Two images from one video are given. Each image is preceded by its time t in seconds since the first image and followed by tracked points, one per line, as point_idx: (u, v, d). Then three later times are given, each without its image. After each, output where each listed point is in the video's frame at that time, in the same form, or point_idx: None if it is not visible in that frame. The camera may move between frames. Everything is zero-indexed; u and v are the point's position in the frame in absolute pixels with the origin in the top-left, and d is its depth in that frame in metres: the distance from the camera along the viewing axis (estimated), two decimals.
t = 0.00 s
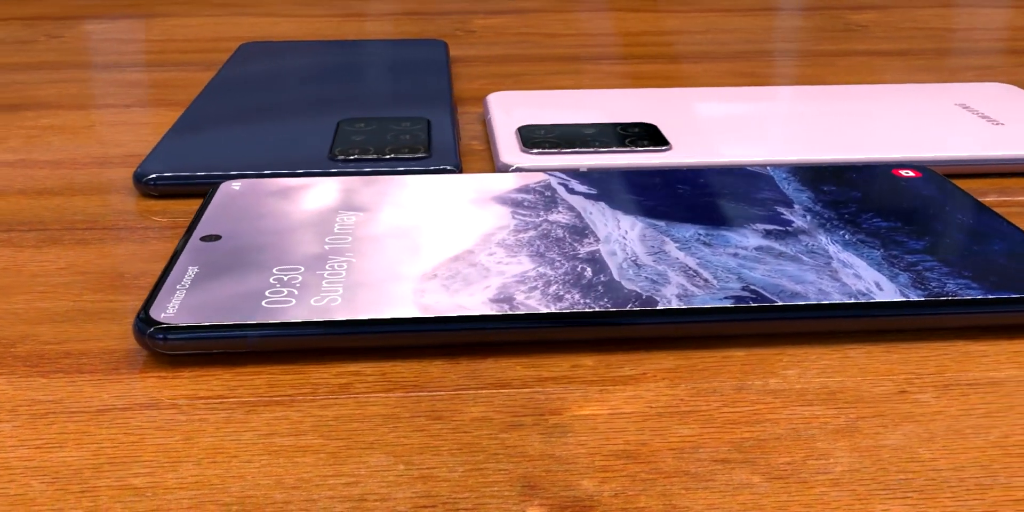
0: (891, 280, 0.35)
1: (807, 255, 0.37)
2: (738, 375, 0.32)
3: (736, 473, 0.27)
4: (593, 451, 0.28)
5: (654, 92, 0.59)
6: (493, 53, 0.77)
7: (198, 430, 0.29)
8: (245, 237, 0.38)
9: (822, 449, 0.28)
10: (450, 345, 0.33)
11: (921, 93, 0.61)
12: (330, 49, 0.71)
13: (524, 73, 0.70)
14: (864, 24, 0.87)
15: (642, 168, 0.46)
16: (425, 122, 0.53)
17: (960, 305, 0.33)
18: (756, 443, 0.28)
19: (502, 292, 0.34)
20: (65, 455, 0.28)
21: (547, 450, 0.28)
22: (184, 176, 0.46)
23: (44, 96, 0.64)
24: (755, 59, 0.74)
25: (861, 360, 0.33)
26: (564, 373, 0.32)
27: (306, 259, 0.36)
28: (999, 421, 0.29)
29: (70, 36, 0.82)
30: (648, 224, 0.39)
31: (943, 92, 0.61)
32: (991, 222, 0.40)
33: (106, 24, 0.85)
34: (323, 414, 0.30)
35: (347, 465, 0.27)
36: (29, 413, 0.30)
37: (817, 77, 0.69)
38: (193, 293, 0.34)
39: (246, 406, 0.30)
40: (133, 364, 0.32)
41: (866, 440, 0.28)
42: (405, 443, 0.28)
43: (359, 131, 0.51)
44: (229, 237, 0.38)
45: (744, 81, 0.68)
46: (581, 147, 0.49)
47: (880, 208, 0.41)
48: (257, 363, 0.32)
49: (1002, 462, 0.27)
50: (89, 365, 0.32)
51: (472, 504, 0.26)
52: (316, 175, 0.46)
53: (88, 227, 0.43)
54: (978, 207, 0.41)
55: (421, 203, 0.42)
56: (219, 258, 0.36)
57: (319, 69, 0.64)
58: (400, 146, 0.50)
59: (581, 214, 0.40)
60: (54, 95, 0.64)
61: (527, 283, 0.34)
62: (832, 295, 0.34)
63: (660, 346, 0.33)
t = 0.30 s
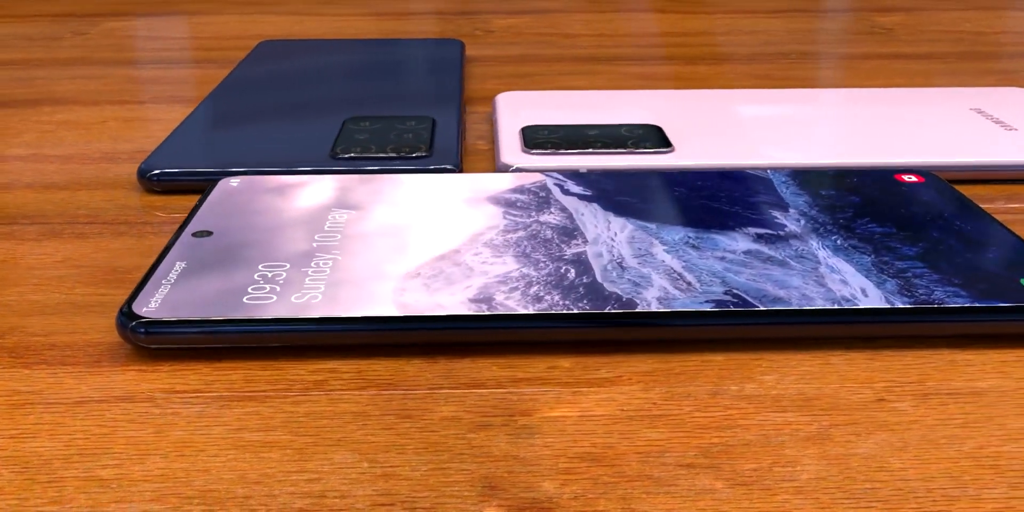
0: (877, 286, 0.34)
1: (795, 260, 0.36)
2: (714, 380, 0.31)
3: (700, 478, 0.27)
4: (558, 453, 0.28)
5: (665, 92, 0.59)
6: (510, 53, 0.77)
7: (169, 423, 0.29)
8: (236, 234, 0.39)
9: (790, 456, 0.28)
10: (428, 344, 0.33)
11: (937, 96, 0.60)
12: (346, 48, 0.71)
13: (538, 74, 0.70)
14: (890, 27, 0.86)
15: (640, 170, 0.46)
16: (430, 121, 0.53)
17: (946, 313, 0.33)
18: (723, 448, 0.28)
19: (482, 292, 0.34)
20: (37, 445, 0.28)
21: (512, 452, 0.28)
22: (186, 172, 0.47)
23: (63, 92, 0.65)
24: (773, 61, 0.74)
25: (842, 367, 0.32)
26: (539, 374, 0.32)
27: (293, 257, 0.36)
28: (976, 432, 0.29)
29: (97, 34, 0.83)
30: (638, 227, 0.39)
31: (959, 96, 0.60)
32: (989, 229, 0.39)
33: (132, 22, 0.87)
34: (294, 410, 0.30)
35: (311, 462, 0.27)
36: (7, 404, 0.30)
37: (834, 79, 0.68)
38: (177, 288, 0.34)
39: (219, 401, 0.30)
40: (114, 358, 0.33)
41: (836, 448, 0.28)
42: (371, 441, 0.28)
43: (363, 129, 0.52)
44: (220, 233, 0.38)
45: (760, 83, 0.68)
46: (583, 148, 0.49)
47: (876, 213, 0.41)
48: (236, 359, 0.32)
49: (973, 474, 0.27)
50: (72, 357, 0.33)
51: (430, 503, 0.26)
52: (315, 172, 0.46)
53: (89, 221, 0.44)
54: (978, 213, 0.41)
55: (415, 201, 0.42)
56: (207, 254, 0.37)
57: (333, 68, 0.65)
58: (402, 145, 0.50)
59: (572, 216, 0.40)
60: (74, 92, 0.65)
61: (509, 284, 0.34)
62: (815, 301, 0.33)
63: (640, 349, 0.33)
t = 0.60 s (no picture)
0: (862, 293, 0.34)
1: (782, 264, 0.36)
2: (689, 384, 0.31)
3: (661, 483, 0.26)
4: (521, 455, 0.28)
5: (675, 95, 0.59)
6: (527, 53, 0.77)
7: (142, 416, 0.29)
8: (227, 230, 0.39)
9: (755, 463, 0.27)
10: (406, 343, 0.33)
11: (952, 101, 0.59)
12: (363, 48, 0.72)
13: (552, 74, 0.70)
14: (916, 30, 0.85)
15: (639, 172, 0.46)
16: (435, 121, 0.53)
17: (929, 321, 0.32)
18: (689, 453, 0.28)
19: (461, 292, 0.34)
20: (11, 435, 0.29)
21: (475, 452, 0.28)
22: (188, 168, 0.47)
23: (84, 89, 0.66)
24: (791, 64, 0.73)
25: (821, 374, 0.32)
26: (513, 375, 0.32)
27: (279, 253, 0.37)
28: (949, 443, 0.28)
29: (124, 32, 0.85)
30: (628, 229, 0.39)
31: (975, 101, 0.59)
32: (986, 236, 0.38)
33: (157, 21, 0.88)
34: (266, 406, 0.30)
35: (275, 457, 0.27)
36: None
37: (851, 83, 0.68)
38: (162, 283, 0.35)
39: (193, 395, 0.30)
40: (97, 351, 0.33)
41: (803, 455, 0.28)
42: (337, 438, 0.28)
43: (368, 128, 0.52)
44: (212, 229, 0.39)
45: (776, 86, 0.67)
46: (584, 150, 0.49)
47: (872, 218, 0.40)
48: (215, 353, 0.33)
49: (940, 485, 0.26)
50: (56, 349, 0.33)
51: (387, 501, 0.26)
52: (315, 170, 0.47)
53: (90, 216, 0.45)
54: (977, 220, 0.40)
55: (409, 200, 0.42)
56: (195, 249, 0.37)
57: (347, 68, 0.65)
58: (405, 144, 0.50)
59: (563, 217, 0.40)
60: (94, 89, 0.66)
61: (489, 284, 0.34)
62: (796, 306, 0.33)
63: (618, 351, 0.33)
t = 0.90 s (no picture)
0: (845, 299, 0.33)
1: (768, 269, 0.35)
2: (662, 388, 0.31)
3: (620, 486, 0.26)
4: (483, 455, 0.28)
5: (686, 97, 0.59)
6: (546, 52, 0.77)
7: (115, 408, 0.30)
8: (219, 225, 0.39)
9: (718, 469, 0.27)
10: (383, 341, 0.33)
11: (969, 105, 0.58)
12: (381, 47, 0.72)
13: (567, 74, 0.70)
14: (944, 33, 0.84)
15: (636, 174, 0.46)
16: (440, 121, 0.53)
17: (910, 329, 0.32)
18: (652, 457, 0.27)
19: (441, 291, 0.34)
20: None
21: (438, 451, 0.28)
22: (192, 164, 0.48)
23: (104, 85, 0.67)
24: (811, 66, 0.72)
25: (797, 380, 0.31)
26: (487, 375, 0.32)
27: (266, 250, 0.37)
28: (920, 453, 0.28)
29: (150, 29, 0.86)
30: (617, 231, 0.39)
31: (994, 105, 0.58)
32: (981, 244, 0.38)
33: (185, 18, 0.89)
34: (237, 400, 0.30)
35: (240, 451, 0.28)
36: None
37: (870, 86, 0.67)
38: (148, 277, 0.35)
39: (168, 389, 0.31)
40: (81, 343, 0.34)
41: (768, 463, 0.27)
42: (303, 434, 0.29)
43: (373, 127, 0.52)
44: (204, 225, 0.39)
45: (792, 89, 0.66)
46: (585, 151, 0.49)
47: (867, 225, 0.39)
48: (195, 348, 0.33)
49: (904, 496, 0.26)
50: (41, 341, 0.34)
51: (344, 497, 0.26)
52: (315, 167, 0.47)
53: (93, 210, 0.45)
54: (974, 228, 0.39)
55: (402, 199, 0.42)
56: (185, 245, 0.37)
57: (361, 68, 0.66)
58: (407, 143, 0.50)
59: (554, 218, 0.40)
60: (113, 85, 0.67)
61: (470, 284, 0.34)
62: (775, 312, 0.33)
63: (595, 353, 0.33)
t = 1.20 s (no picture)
0: (825, 306, 0.33)
1: (751, 274, 0.35)
2: (633, 392, 0.31)
3: (576, 489, 0.26)
4: (444, 455, 0.28)
5: (697, 99, 0.58)
6: (566, 53, 0.77)
7: (90, 399, 0.30)
8: (211, 221, 0.40)
9: (677, 474, 0.27)
10: (360, 338, 0.33)
11: (986, 109, 0.57)
12: (399, 46, 0.72)
13: (583, 75, 0.69)
14: (975, 37, 0.82)
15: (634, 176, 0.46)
16: (446, 121, 0.54)
17: (889, 338, 0.31)
18: (613, 461, 0.27)
19: (419, 290, 0.34)
20: None
21: (400, 449, 0.28)
22: (195, 160, 0.48)
23: (125, 81, 0.68)
24: (833, 69, 0.71)
25: (771, 387, 0.31)
26: (459, 375, 0.32)
27: (254, 245, 0.37)
28: (886, 463, 0.27)
29: (177, 27, 0.87)
30: (605, 232, 0.39)
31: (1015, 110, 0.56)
32: (975, 252, 0.37)
33: (213, 17, 0.90)
34: (210, 394, 0.31)
35: (204, 445, 0.28)
36: None
37: (890, 91, 0.66)
38: (134, 271, 0.35)
39: (144, 381, 0.31)
40: (66, 335, 0.34)
41: (730, 469, 0.27)
42: (269, 429, 0.29)
43: (378, 126, 0.52)
44: (197, 221, 0.40)
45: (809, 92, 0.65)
46: (586, 152, 0.49)
47: (860, 230, 0.39)
48: (175, 342, 0.34)
49: (864, 507, 0.26)
50: (28, 332, 0.34)
51: (300, 493, 0.26)
52: (315, 165, 0.47)
53: (96, 204, 0.46)
54: (971, 235, 0.39)
55: (396, 198, 0.42)
56: (174, 240, 0.38)
57: (377, 66, 0.66)
58: (410, 142, 0.50)
59: (543, 219, 0.40)
60: (133, 81, 0.68)
61: (449, 283, 0.34)
62: (753, 317, 0.32)
63: (571, 355, 0.33)
